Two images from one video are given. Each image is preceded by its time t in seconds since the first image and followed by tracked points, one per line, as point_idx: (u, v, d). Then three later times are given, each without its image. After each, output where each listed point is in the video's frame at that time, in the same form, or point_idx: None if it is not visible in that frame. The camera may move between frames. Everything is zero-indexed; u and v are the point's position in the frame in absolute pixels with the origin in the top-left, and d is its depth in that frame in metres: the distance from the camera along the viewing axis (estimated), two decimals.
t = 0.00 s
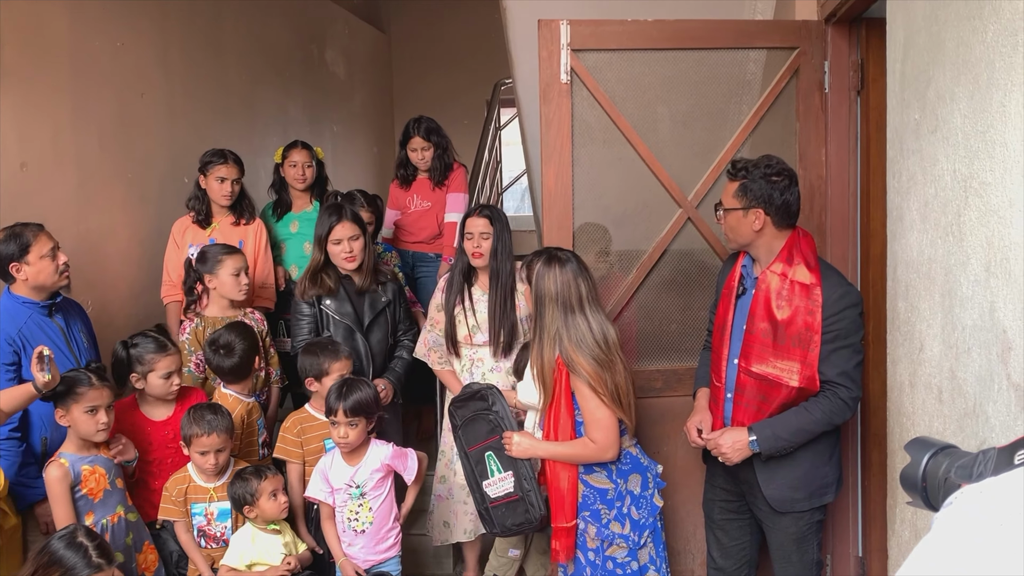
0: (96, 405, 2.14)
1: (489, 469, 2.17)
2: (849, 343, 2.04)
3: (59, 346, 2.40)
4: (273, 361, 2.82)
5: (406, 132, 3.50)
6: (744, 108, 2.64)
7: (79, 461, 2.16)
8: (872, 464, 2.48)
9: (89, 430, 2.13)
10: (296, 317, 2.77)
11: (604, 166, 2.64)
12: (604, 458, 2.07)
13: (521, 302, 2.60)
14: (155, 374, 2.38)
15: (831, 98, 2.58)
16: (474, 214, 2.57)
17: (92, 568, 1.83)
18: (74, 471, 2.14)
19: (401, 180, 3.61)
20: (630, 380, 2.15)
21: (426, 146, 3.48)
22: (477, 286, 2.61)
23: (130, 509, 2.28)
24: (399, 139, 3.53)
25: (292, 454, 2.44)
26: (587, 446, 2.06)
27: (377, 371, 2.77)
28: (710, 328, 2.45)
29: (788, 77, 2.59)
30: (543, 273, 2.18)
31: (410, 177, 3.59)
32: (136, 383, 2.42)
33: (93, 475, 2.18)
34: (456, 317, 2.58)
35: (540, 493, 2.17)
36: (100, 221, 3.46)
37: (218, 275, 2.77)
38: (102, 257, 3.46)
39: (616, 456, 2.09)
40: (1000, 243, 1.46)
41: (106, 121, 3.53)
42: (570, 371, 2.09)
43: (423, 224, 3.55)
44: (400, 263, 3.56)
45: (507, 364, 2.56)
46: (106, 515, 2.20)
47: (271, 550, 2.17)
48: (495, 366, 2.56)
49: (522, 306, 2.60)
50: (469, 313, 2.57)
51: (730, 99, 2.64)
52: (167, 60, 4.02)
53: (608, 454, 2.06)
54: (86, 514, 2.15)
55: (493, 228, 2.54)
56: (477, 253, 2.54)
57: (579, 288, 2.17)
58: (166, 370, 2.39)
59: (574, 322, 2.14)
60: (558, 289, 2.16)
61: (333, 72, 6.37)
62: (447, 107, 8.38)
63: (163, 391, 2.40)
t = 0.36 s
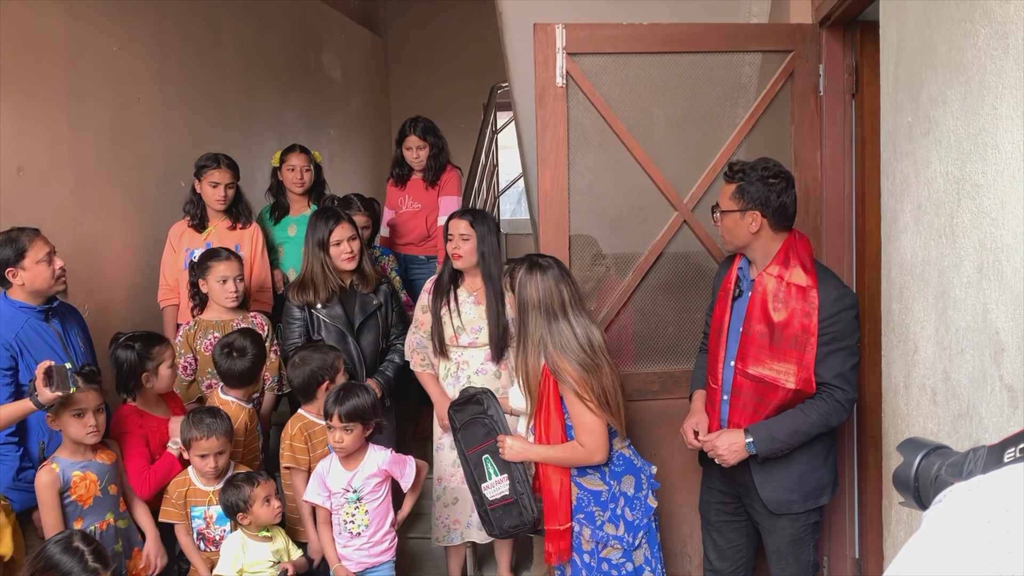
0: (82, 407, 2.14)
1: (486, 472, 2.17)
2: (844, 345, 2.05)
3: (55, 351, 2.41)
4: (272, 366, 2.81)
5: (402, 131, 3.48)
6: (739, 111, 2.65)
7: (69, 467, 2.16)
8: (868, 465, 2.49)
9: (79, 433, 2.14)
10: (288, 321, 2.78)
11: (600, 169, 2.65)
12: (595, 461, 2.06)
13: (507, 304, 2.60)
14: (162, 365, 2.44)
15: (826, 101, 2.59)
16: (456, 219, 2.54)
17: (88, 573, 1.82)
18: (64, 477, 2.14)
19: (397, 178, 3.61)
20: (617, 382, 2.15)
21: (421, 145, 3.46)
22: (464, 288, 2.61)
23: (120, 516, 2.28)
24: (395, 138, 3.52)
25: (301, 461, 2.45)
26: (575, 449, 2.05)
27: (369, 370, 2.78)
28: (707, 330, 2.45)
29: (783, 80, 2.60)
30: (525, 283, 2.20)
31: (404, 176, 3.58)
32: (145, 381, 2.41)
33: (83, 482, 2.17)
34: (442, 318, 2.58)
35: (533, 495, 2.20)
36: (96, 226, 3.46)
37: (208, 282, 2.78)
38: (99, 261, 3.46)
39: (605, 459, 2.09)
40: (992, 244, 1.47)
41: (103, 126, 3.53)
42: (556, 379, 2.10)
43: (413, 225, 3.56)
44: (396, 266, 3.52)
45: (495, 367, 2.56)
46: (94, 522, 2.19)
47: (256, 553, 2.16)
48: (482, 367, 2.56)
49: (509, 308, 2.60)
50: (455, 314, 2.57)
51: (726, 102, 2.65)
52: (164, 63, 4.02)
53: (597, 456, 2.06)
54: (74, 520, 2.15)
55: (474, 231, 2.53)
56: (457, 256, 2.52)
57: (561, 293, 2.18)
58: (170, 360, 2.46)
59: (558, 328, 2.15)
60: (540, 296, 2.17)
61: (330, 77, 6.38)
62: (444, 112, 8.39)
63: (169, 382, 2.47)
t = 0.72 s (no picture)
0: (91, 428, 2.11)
1: (484, 475, 2.17)
2: (843, 346, 2.05)
3: (55, 354, 2.40)
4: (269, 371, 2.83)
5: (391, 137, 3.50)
6: (738, 113, 2.65)
7: (74, 473, 2.16)
8: (867, 467, 2.49)
9: (84, 448, 2.13)
10: (285, 324, 2.77)
11: (598, 171, 2.65)
12: (595, 460, 2.06)
13: (490, 307, 2.60)
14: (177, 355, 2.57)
15: (824, 103, 2.59)
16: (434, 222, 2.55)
17: None
18: (67, 483, 2.14)
19: (387, 187, 3.63)
20: (616, 381, 2.16)
21: (410, 151, 3.48)
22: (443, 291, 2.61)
23: (124, 525, 2.26)
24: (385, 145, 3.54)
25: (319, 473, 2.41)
26: (575, 449, 2.05)
27: (369, 373, 2.78)
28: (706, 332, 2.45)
29: (781, 82, 2.60)
30: (528, 280, 2.19)
31: (396, 184, 3.60)
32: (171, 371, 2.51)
33: (85, 489, 2.16)
34: (423, 325, 2.59)
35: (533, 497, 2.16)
36: (96, 229, 3.46)
37: (208, 286, 2.78)
38: (98, 265, 3.46)
39: (604, 458, 2.09)
40: (990, 246, 1.47)
41: (101, 130, 3.53)
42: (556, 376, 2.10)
43: (406, 231, 3.56)
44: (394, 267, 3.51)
45: (475, 371, 2.57)
46: (96, 529, 2.18)
47: (261, 555, 2.18)
48: (462, 371, 2.57)
49: (493, 311, 2.60)
50: (435, 320, 2.58)
51: (724, 105, 2.66)
52: (163, 67, 4.02)
53: (597, 455, 2.06)
54: (75, 526, 2.15)
55: (451, 235, 2.53)
56: (437, 262, 2.53)
57: (569, 288, 2.18)
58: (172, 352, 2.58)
59: (565, 322, 2.15)
60: (546, 291, 2.17)
61: (329, 80, 6.39)
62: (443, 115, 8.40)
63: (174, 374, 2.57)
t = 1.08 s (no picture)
0: (136, 439, 2.10)
1: (489, 475, 2.18)
2: (844, 347, 2.04)
3: (55, 356, 2.40)
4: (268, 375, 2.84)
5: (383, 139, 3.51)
6: (737, 113, 2.65)
7: (111, 468, 2.16)
8: (868, 468, 2.48)
9: (126, 452, 2.12)
10: (285, 325, 2.77)
11: (598, 173, 2.65)
12: (605, 462, 2.06)
13: (489, 308, 2.59)
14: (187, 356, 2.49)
15: (824, 103, 2.59)
16: (433, 225, 2.53)
17: None
18: (102, 477, 2.14)
19: (385, 186, 3.62)
20: (628, 382, 2.15)
21: (400, 152, 3.47)
22: (440, 295, 2.61)
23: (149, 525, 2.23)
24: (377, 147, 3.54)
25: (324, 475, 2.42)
26: (586, 450, 2.05)
27: (371, 374, 2.78)
28: (706, 332, 2.45)
29: (780, 82, 2.59)
30: (541, 280, 2.17)
31: (391, 184, 3.59)
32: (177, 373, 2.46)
33: (118, 486, 2.16)
34: (422, 329, 2.59)
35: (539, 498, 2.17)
36: (96, 232, 3.46)
37: (208, 289, 2.79)
38: (99, 267, 3.46)
39: (615, 460, 2.08)
40: (989, 246, 1.46)
41: (101, 132, 3.53)
42: (570, 375, 2.08)
43: (404, 234, 3.56)
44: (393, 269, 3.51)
45: (474, 374, 2.57)
46: (121, 528, 2.18)
47: (261, 558, 2.18)
48: (462, 374, 2.57)
49: (491, 312, 2.59)
50: (435, 323, 2.58)
51: (724, 105, 2.65)
52: (162, 69, 4.02)
53: (607, 457, 2.06)
54: (101, 522, 2.14)
55: (448, 238, 2.52)
56: (434, 266, 2.52)
57: (582, 287, 2.18)
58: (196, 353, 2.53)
59: (581, 321, 2.15)
60: (563, 290, 2.15)
61: (329, 82, 6.39)
62: (443, 115, 8.40)
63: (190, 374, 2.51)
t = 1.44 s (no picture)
0: (134, 441, 2.10)
1: (495, 476, 2.17)
2: (843, 347, 2.04)
3: (54, 358, 2.40)
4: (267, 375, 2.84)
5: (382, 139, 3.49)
6: (736, 114, 2.66)
7: (99, 471, 2.14)
8: (868, 468, 2.48)
9: (121, 456, 2.11)
10: (284, 325, 2.79)
11: (597, 174, 2.65)
12: (612, 463, 2.06)
13: (489, 308, 2.59)
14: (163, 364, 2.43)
15: (823, 103, 2.59)
16: (430, 226, 2.53)
17: None
18: (89, 478, 2.13)
19: (381, 188, 3.65)
20: (635, 385, 2.16)
21: (396, 153, 3.45)
22: (440, 295, 2.61)
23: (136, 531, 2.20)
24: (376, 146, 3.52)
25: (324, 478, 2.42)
26: (594, 451, 2.05)
27: (366, 379, 2.77)
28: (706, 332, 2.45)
29: (779, 83, 2.59)
30: (549, 280, 2.18)
31: (389, 184, 3.62)
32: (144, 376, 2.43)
33: (105, 489, 2.14)
34: (423, 330, 2.59)
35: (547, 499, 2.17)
36: (95, 233, 3.46)
37: (209, 290, 2.79)
38: (98, 268, 3.46)
39: (622, 462, 2.09)
40: (988, 246, 1.46)
41: (101, 134, 3.53)
42: (577, 376, 2.09)
43: (403, 235, 3.56)
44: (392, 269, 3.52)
45: (475, 374, 2.57)
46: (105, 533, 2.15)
47: (260, 560, 2.18)
48: (463, 375, 2.57)
49: (491, 313, 2.59)
50: (435, 324, 2.58)
51: (723, 106, 2.65)
52: (162, 71, 4.02)
53: (614, 458, 2.06)
54: (86, 525, 2.12)
55: (447, 240, 2.51)
56: (434, 267, 2.52)
57: (589, 290, 2.18)
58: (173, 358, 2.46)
59: (588, 324, 2.15)
60: (571, 293, 2.15)
61: (328, 83, 6.39)
62: (442, 115, 8.40)
63: (172, 380, 2.46)
